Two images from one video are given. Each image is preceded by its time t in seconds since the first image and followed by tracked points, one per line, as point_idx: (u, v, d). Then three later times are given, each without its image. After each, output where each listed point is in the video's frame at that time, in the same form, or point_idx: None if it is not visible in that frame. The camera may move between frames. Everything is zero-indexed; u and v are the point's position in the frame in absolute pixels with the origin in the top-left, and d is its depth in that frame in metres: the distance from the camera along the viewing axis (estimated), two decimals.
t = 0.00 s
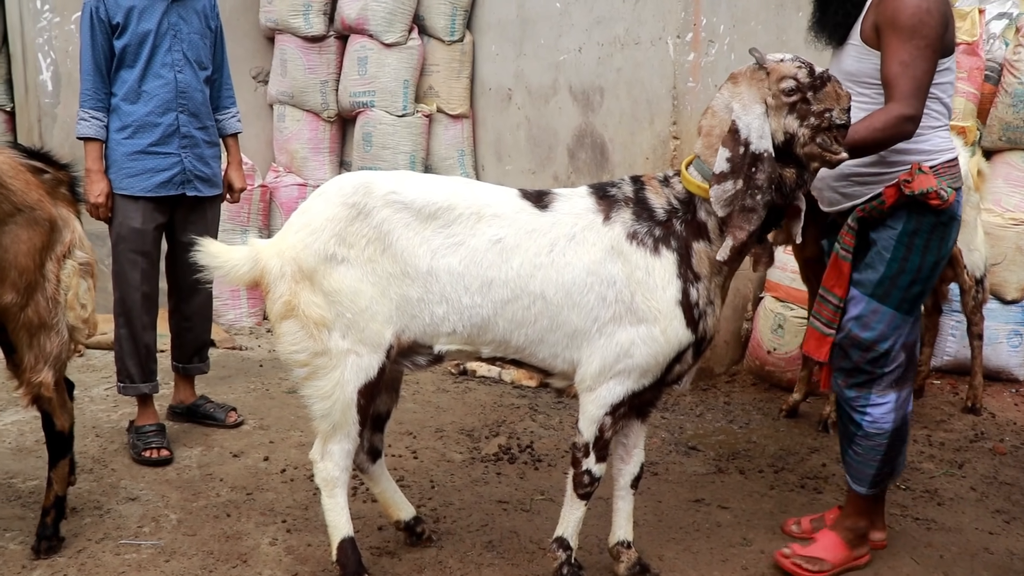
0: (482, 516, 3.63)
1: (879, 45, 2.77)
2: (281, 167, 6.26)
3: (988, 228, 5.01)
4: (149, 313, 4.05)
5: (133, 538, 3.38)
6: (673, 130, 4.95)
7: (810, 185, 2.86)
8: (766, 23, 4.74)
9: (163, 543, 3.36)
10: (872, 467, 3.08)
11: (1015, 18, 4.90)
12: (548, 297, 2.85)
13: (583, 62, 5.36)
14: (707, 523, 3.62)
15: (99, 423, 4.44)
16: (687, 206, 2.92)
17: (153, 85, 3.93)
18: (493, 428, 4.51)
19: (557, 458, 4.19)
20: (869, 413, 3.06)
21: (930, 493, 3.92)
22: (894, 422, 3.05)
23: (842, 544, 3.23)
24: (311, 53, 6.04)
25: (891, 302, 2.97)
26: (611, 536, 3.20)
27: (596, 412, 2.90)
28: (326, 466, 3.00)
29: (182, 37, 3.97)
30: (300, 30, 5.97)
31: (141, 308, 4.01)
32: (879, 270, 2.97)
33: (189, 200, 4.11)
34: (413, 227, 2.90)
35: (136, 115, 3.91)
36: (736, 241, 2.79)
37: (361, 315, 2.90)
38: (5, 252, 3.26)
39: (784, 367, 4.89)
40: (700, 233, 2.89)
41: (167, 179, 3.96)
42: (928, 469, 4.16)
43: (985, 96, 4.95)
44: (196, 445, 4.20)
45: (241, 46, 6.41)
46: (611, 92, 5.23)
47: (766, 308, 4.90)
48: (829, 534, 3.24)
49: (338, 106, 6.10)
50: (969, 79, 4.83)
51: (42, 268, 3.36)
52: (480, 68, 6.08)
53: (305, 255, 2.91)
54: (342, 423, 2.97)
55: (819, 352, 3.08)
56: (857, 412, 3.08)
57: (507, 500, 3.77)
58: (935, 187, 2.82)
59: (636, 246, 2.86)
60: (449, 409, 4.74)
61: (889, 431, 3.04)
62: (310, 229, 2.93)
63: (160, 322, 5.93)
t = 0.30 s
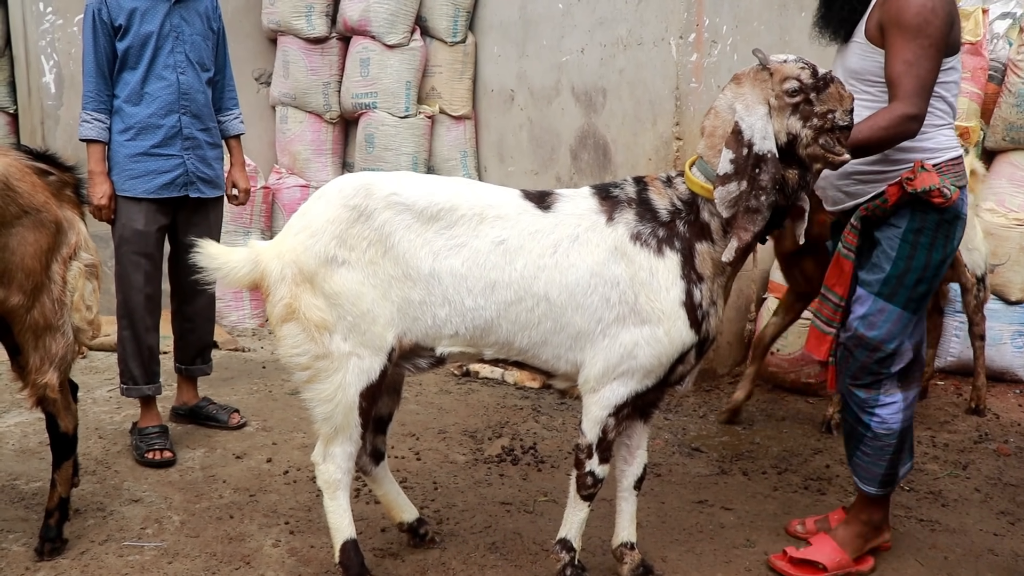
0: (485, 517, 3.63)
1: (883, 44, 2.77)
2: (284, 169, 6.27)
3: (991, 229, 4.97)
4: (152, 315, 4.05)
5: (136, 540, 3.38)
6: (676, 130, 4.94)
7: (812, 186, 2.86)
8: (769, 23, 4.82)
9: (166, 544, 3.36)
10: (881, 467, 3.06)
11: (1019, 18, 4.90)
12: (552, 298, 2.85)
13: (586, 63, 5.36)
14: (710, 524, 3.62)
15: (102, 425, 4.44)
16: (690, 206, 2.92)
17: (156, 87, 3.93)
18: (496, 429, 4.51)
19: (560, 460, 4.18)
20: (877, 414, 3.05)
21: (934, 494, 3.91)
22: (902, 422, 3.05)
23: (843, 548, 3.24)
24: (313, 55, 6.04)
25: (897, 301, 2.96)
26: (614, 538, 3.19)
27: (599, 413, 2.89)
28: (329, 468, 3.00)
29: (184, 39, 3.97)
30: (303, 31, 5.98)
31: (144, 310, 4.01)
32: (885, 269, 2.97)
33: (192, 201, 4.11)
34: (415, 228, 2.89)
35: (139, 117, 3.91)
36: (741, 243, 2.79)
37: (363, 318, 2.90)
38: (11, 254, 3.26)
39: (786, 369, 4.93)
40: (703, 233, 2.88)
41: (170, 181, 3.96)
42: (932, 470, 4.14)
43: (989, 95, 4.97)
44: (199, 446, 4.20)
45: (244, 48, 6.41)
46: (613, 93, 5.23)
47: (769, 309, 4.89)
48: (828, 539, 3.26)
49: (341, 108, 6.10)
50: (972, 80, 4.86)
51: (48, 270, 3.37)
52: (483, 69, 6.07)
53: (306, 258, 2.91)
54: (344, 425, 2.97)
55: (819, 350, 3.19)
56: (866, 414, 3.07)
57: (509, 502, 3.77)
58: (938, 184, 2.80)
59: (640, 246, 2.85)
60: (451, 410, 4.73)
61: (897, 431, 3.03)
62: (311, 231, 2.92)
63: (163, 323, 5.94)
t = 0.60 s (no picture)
0: (484, 518, 3.63)
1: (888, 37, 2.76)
2: (283, 169, 6.26)
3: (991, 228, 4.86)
4: (151, 315, 4.05)
5: (135, 541, 3.37)
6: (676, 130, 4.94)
7: (811, 187, 2.85)
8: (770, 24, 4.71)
9: (164, 545, 3.35)
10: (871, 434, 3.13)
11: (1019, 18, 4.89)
12: (552, 300, 2.84)
13: (586, 63, 5.36)
14: (710, 524, 3.61)
15: (101, 425, 4.43)
16: (689, 207, 2.91)
17: (155, 87, 3.93)
18: (495, 429, 4.50)
19: (559, 460, 4.18)
20: (859, 394, 3.05)
21: (933, 494, 3.91)
22: (889, 399, 3.05)
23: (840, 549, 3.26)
24: (313, 55, 6.04)
25: (880, 294, 2.96)
26: (613, 538, 3.19)
27: (599, 414, 2.89)
28: (327, 469, 3.00)
29: (184, 38, 3.96)
30: (303, 31, 5.98)
31: (143, 310, 4.00)
32: (873, 262, 2.96)
33: (192, 201, 4.11)
34: (414, 229, 2.89)
35: (138, 117, 3.91)
36: (740, 243, 2.78)
37: (362, 319, 2.90)
38: (11, 254, 3.26)
39: (786, 369, 4.91)
40: (703, 233, 2.88)
41: (170, 181, 3.96)
42: (931, 471, 4.14)
43: (989, 96, 4.97)
44: (198, 447, 4.20)
45: (243, 48, 6.41)
46: (613, 94, 5.23)
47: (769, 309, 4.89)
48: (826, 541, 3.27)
49: (340, 107, 6.10)
50: (972, 81, 4.87)
51: (47, 270, 3.36)
52: (483, 69, 6.07)
53: (304, 259, 2.90)
54: (343, 426, 2.97)
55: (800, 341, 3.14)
56: (847, 395, 3.07)
57: (509, 502, 3.76)
58: (934, 182, 2.80)
59: (639, 247, 2.85)
60: (451, 410, 4.73)
61: (882, 405, 3.05)
62: (309, 232, 2.92)
63: (162, 323, 5.94)
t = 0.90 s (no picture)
0: (485, 518, 3.63)
1: (892, 33, 2.76)
2: (284, 169, 6.26)
3: (991, 229, 4.88)
4: (152, 316, 4.05)
5: (136, 541, 3.37)
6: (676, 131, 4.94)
7: (811, 188, 2.85)
8: (771, 24, 4.67)
9: (165, 545, 3.35)
10: (861, 442, 3.11)
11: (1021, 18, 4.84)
12: (552, 301, 2.84)
13: (586, 63, 5.43)
14: (710, 525, 3.61)
15: (102, 425, 4.43)
16: (690, 207, 2.91)
17: (156, 87, 3.93)
18: (496, 430, 4.50)
19: (560, 461, 4.18)
20: (856, 400, 3.05)
21: (935, 495, 3.91)
22: (883, 406, 3.03)
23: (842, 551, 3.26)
24: (313, 55, 6.04)
25: (879, 297, 2.96)
26: (613, 539, 3.19)
27: (600, 414, 2.88)
28: (328, 469, 3.00)
29: (184, 39, 3.96)
30: (303, 31, 5.98)
31: (144, 310, 4.00)
32: (872, 264, 2.96)
33: (192, 202, 4.11)
34: (415, 230, 2.89)
35: (139, 117, 3.91)
36: (738, 243, 2.78)
37: (362, 319, 2.90)
38: (12, 254, 3.26)
39: (787, 370, 4.88)
40: (704, 234, 2.88)
41: (171, 182, 3.96)
42: (932, 471, 4.14)
43: (990, 96, 4.97)
44: (199, 447, 4.20)
45: (244, 48, 6.41)
46: (614, 94, 5.30)
47: (770, 309, 4.90)
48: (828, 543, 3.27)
49: (341, 108, 6.09)
50: (973, 81, 4.87)
51: (48, 271, 3.36)
52: (484, 70, 6.07)
53: (305, 259, 2.90)
54: (344, 426, 2.97)
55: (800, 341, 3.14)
56: (843, 400, 3.07)
57: (509, 503, 3.76)
58: (937, 181, 2.80)
59: (640, 248, 2.85)
60: (452, 411, 4.73)
61: (877, 414, 3.04)
62: (310, 233, 2.92)
63: (163, 324, 5.94)
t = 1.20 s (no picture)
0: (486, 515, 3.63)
1: (888, 28, 2.76)
2: (286, 167, 6.27)
3: (994, 228, 4.87)
4: (153, 314, 4.05)
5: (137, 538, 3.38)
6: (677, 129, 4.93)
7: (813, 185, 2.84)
8: (773, 22, 4.76)
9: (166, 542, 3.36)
10: (860, 452, 3.07)
11: None
12: (552, 298, 2.84)
13: (588, 61, 5.44)
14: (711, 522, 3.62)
15: (104, 423, 4.44)
16: (691, 205, 2.91)
17: (157, 85, 3.93)
18: (498, 427, 4.51)
19: (561, 459, 4.18)
20: (870, 404, 3.00)
21: (936, 493, 3.91)
22: (891, 415, 3.01)
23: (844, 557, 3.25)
24: (315, 53, 6.04)
25: (897, 295, 2.92)
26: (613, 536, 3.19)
27: (600, 412, 2.88)
28: (329, 466, 3.05)
29: (186, 37, 3.96)
30: (305, 29, 5.98)
31: (145, 308, 4.01)
32: (888, 263, 2.93)
33: (193, 200, 4.11)
34: (415, 227, 2.89)
35: (140, 115, 3.91)
36: (742, 240, 2.78)
37: (363, 316, 2.90)
38: (13, 252, 3.28)
39: (789, 368, 4.89)
40: (705, 232, 2.87)
41: (171, 180, 3.96)
42: (934, 469, 4.14)
43: (993, 95, 4.96)
44: (201, 444, 4.21)
45: (246, 46, 6.41)
46: (616, 91, 5.34)
47: (772, 307, 4.90)
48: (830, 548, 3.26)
49: (343, 105, 6.07)
50: (976, 79, 4.86)
51: (50, 268, 3.37)
52: (486, 67, 6.06)
53: (306, 256, 2.90)
54: (345, 423, 3.00)
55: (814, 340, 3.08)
56: (855, 403, 3.02)
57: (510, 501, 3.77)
58: (950, 177, 2.80)
59: (640, 246, 2.84)
60: (453, 408, 4.73)
61: (885, 423, 3.01)
62: (311, 230, 2.92)
63: (165, 322, 5.95)
